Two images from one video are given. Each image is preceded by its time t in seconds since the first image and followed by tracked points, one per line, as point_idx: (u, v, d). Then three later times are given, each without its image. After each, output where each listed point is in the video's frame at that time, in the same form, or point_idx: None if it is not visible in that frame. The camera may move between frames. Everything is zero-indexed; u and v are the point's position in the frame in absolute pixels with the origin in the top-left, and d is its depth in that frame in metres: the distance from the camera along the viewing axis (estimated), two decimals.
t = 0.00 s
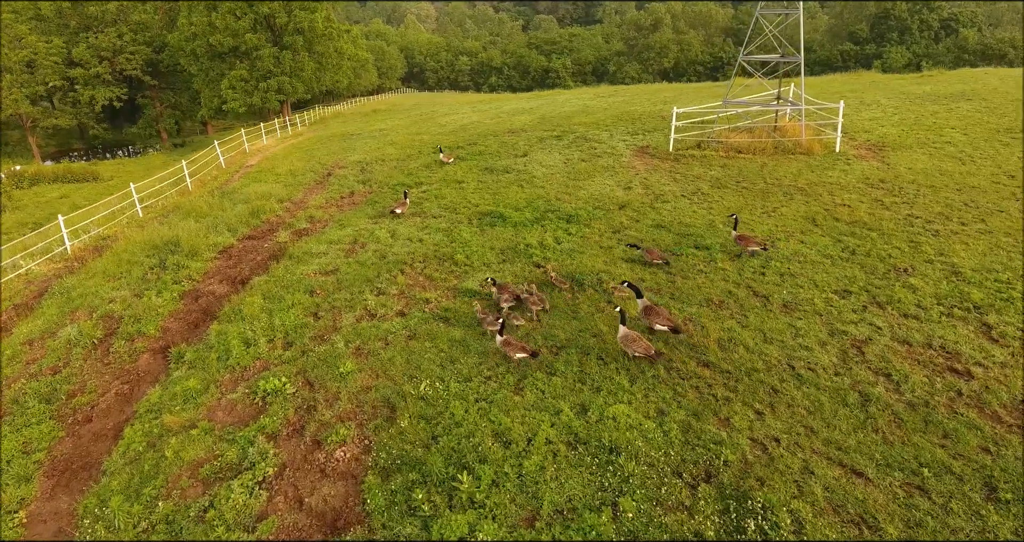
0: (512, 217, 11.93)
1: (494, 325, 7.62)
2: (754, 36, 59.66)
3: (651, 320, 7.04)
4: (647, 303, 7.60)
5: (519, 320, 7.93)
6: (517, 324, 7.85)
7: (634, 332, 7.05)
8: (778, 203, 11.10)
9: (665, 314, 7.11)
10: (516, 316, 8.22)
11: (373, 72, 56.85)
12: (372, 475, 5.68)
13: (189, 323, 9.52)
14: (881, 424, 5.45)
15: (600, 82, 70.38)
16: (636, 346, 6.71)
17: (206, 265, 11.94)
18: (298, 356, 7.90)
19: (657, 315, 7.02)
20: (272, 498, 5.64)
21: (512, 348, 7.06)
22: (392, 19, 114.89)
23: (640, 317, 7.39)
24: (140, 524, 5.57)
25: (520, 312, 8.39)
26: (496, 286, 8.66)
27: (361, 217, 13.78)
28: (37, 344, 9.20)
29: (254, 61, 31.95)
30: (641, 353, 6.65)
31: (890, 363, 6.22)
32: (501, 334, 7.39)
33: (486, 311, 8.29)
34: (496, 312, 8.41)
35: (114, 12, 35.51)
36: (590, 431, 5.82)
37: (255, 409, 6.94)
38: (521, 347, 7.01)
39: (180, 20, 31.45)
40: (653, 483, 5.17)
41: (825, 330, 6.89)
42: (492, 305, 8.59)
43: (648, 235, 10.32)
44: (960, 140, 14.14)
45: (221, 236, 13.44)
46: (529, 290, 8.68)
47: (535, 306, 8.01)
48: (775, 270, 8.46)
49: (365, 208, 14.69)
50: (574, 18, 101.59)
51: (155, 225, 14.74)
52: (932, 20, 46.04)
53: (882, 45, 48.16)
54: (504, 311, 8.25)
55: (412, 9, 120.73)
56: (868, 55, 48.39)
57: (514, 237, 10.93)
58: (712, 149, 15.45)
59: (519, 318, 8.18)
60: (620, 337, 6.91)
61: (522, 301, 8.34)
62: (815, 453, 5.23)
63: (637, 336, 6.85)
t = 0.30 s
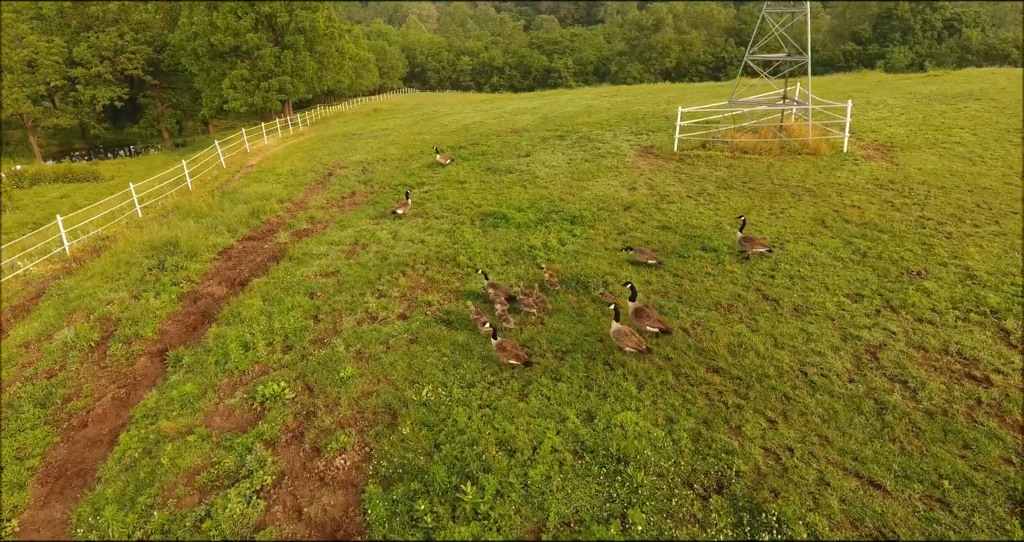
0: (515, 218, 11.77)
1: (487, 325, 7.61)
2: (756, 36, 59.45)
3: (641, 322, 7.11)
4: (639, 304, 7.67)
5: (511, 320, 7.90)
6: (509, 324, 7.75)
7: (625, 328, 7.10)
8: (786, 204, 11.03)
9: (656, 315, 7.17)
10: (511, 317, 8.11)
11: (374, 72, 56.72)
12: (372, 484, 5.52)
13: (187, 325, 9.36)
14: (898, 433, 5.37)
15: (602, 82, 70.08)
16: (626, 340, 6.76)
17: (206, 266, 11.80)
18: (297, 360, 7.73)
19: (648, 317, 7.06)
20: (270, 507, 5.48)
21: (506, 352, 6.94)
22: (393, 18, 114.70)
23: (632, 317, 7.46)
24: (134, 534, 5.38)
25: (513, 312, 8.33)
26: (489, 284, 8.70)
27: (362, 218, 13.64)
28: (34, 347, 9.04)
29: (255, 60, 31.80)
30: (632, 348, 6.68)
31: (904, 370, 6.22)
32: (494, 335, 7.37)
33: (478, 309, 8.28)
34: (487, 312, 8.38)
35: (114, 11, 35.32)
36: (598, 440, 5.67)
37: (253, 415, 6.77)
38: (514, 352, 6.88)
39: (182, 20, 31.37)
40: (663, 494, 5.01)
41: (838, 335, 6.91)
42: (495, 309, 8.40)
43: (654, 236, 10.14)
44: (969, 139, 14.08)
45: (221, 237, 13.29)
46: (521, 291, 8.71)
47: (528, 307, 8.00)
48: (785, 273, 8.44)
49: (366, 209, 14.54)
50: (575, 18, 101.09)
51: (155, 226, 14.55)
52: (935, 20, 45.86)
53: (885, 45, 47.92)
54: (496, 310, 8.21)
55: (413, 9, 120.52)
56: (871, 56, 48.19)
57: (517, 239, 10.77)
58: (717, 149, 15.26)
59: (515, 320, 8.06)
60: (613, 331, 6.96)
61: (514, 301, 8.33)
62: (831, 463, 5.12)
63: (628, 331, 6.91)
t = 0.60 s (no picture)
0: (517, 218, 11.72)
1: (477, 324, 7.62)
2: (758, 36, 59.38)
3: (635, 318, 7.08)
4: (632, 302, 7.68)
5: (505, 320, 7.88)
6: (504, 324, 7.72)
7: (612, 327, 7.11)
8: (790, 204, 10.97)
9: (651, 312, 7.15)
10: (511, 318, 8.06)
11: (376, 72, 56.71)
12: (373, 487, 5.46)
13: (187, 326, 9.31)
14: (905, 436, 5.32)
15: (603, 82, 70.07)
16: (613, 339, 6.76)
17: (206, 266, 11.76)
18: (298, 361, 7.69)
19: (642, 314, 7.04)
20: (270, 510, 5.42)
21: (498, 349, 6.89)
22: (395, 19, 114.79)
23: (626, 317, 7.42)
24: (132, 537, 5.32)
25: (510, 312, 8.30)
26: (480, 283, 8.71)
27: (363, 218, 13.59)
28: (34, 348, 8.98)
29: (256, 60, 31.74)
30: (619, 347, 6.71)
31: (911, 372, 6.16)
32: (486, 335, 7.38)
33: (470, 308, 8.29)
34: (482, 312, 8.37)
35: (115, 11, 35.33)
36: (601, 442, 5.63)
37: (253, 417, 6.71)
38: (508, 349, 6.84)
39: (183, 20, 31.38)
40: (668, 498, 4.96)
41: (843, 337, 6.87)
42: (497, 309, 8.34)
43: (657, 236, 10.10)
44: (973, 140, 13.99)
45: (221, 237, 13.26)
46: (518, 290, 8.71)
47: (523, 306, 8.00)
48: (789, 273, 8.41)
49: (367, 209, 14.51)
50: (576, 18, 100.67)
51: (155, 226, 14.53)
52: (937, 20, 45.70)
53: (886, 46, 47.79)
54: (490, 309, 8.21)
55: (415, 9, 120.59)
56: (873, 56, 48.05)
57: (519, 239, 10.73)
58: (719, 149, 15.22)
59: (516, 321, 8.01)
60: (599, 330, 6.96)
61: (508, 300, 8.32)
62: (837, 466, 5.07)
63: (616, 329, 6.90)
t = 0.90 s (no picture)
0: (519, 219, 11.66)
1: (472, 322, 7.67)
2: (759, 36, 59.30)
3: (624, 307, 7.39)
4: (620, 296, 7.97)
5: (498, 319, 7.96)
6: (495, 323, 7.83)
7: (599, 323, 7.18)
8: (793, 205, 10.91)
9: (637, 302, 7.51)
10: (513, 320, 8.01)
11: (377, 72, 56.68)
12: (374, 491, 5.40)
13: (188, 327, 9.25)
14: (913, 440, 5.26)
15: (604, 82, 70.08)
16: (600, 335, 6.82)
17: (207, 267, 11.71)
18: (299, 363, 7.63)
19: (629, 302, 7.38)
20: (271, 514, 5.36)
21: (494, 347, 6.96)
22: (396, 18, 114.82)
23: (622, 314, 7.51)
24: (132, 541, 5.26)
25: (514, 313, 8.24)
26: (468, 281, 8.82)
27: (364, 218, 13.53)
28: (33, 349, 8.92)
29: (257, 59, 31.67)
30: (607, 341, 6.74)
31: (918, 375, 6.11)
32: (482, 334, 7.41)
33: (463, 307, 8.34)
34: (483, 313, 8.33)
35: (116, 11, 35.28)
36: (605, 446, 5.57)
37: (254, 419, 6.65)
38: (503, 346, 6.90)
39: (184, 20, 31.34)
40: (673, 503, 4.91)
41: (848, 339, 6.82)
42: (499, 310, 8.29)
43: (659, 237, 10.04)
44: (977, 140, 13.92)
45: (222, 237, 13.20)
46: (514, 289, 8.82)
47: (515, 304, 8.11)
48: (793, 275, 8.36)
49: (368, 209, 14.45)
50: (577, 18, 100.42)
51: (156, 226, 14.50)
52: (938, 20, 45.63)
53: (888, 45, 47.71)
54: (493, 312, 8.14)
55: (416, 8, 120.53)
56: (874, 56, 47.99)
57: (521, 239, 10.68)
58: (721, 149, 15.16)
59: (518, 323, 7.95)
60: (584, 329, 7.04)
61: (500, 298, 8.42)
62: (844, 471, 5.01)
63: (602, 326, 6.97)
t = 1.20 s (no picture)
0: (521, 221, 11.56)
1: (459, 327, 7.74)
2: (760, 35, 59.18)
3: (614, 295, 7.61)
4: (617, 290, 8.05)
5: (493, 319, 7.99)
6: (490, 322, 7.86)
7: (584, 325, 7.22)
8: (798, 207, 10.82)
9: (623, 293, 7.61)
10: (515, 324, 7.92)
11: (377, 72, 56.63)
12: (375, 501, 5.30)
13: (187, 330, 9.15)
14: (927, 450, 5.19)
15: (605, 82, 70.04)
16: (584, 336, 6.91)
17: (206, 269, 11.60)
18: (299, 368, 7.52)
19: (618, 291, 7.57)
20: (270, 524, 5.25)
21: (488, 350, 6.98)
22: (396, 18, 114.84)
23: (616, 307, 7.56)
24: None
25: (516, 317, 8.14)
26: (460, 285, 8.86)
27: (365, 220, 13.44)
28: (31, 353, 8.82)
29: (257, 59, 31.56)
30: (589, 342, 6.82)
31: (929, 382, 6.04)
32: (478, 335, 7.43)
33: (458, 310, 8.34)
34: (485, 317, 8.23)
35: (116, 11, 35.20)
36: (611, 455, 5.48)
37: (253, 426, 6.54)
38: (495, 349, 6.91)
39: (184, 20, 31.20)
40: (682, 515, 4.81)
41: (857, 346, 6.75)
42: (502, 315, 8.19)
43: (664, 240, 9.94)
44: (983, 142, 13.82)
45: (222, 239, 13.10)
46: (517, 293, 8.76)
47: (510, 306, 8.17)
48: (799, 279, 8.27)
49: (369, 211, 14.35)
50: (578, 18, 100.24)
51: (155, 227, 14.41)
52: (940, 20, 45.49)
53: (889, 45, 47.58)
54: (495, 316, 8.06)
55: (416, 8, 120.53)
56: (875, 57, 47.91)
57: (524, 241, 10.58)
58: (724, 150, 15.07)
59: (521, 327, 7.85)
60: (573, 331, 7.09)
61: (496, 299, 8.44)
62: (856, 482, 4.94)
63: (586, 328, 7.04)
